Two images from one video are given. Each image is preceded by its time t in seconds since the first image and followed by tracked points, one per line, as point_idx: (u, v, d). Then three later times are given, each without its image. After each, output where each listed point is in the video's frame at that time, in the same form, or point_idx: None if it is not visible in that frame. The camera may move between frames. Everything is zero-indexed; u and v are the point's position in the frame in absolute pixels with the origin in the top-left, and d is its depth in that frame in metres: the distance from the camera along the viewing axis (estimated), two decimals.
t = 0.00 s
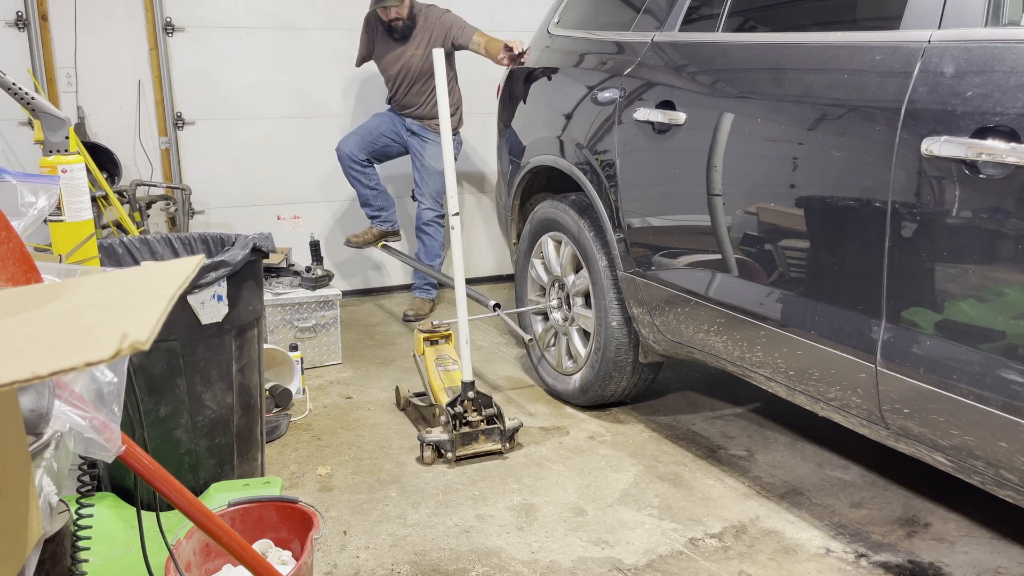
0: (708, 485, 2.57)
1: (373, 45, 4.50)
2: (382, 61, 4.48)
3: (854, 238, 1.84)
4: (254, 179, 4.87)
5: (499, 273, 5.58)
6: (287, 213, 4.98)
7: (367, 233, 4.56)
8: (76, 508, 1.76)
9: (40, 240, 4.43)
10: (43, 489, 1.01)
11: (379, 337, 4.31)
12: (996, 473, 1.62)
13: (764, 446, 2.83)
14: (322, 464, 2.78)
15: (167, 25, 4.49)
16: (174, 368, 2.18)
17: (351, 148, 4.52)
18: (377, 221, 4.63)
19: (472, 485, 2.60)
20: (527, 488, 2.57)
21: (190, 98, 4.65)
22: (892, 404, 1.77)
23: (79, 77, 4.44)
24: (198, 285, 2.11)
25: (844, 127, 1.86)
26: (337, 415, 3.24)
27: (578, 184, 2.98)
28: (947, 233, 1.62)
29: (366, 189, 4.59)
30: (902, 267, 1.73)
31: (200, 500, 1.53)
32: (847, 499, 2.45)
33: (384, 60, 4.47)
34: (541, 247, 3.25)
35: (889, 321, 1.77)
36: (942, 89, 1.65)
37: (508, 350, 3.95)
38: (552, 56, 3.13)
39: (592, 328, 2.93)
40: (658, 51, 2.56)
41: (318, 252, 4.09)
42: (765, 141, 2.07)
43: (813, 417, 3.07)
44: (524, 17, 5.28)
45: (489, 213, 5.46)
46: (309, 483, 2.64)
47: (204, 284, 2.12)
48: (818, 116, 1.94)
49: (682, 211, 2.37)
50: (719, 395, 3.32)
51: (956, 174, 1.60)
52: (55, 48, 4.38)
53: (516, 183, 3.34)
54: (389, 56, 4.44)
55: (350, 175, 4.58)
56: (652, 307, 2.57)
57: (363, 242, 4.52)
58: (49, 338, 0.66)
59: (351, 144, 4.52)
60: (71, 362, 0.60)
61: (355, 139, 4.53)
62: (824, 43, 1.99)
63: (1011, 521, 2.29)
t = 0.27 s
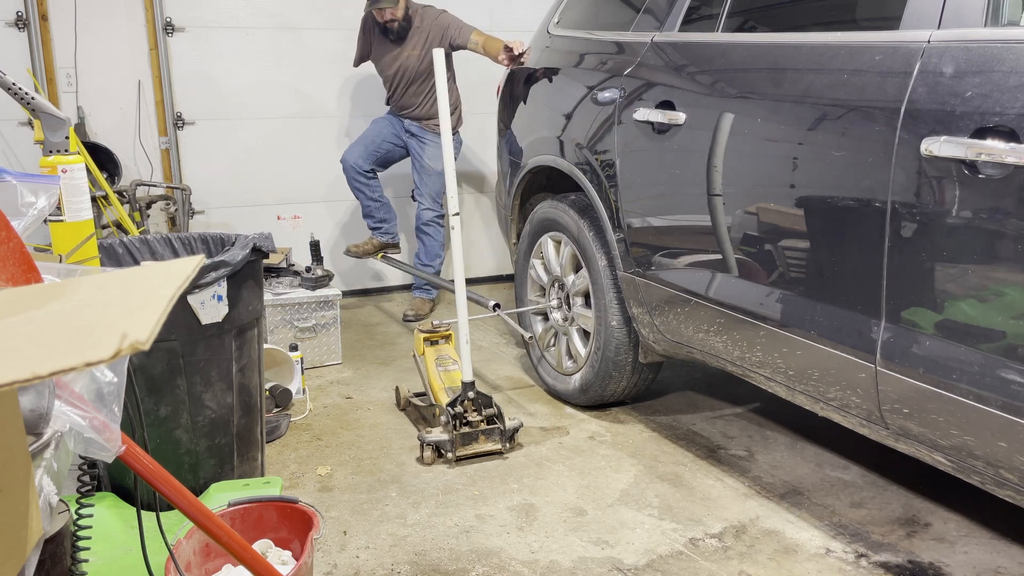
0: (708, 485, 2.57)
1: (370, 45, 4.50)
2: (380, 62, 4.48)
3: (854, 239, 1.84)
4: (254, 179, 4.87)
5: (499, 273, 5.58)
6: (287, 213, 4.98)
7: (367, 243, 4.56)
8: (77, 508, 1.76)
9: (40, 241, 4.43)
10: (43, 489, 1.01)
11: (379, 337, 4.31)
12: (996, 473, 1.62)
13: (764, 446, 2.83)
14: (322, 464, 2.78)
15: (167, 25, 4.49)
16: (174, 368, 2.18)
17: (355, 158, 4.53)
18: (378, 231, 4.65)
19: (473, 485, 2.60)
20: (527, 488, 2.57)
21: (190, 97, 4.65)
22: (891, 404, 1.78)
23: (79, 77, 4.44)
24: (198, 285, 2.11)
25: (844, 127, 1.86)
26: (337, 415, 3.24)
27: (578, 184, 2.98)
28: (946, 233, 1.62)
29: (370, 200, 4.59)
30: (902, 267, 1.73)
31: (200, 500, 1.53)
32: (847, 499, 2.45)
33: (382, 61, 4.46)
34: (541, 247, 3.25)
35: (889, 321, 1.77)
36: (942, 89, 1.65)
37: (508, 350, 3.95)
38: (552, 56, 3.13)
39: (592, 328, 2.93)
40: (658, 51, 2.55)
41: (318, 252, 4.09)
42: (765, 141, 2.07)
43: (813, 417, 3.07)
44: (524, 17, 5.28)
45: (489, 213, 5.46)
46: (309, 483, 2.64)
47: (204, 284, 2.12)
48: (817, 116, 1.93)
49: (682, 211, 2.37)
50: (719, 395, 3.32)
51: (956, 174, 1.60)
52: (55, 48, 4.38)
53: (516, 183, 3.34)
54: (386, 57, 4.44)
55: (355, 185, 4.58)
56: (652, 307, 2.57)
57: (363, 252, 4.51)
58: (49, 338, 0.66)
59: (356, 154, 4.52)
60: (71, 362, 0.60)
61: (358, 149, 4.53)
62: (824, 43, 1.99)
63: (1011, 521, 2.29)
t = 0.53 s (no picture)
0: (708, 485, 2.57)
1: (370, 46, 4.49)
2: (379, 63, 4.48)
3: (854, 238, 1.84)
4: (254, 179, 4.87)
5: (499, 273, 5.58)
6: (287, 213, 4.98)
7: (366, 249, 4.57)
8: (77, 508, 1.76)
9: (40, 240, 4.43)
10: (43, 489, 1.01)
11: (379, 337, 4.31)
12: (995, 473, 1.62)
13: (764, 446, 2.83)
14: (322, 464, 2.78)
15: (167, 25, 4.49)
16: (174, 369, 2.18)
17: (355, 162, 4.53)
18: (377, 236, 4.64)
19: (473, 485, 2.60)
20: (527, 488, 2.57)
21: (189, 97, 4.65)
22: (891, 404, 1.78)
23: (79, 77, 4.44)
24: (198, 285, 2.11)
25: (844, 127, 1.86)
26: (337, 415, 3.23)
27: (578, 184, 2.98)
28: (946, 233, 1.62)
29: (370, 206, 4.59)
30: (901, 267, 1.73)
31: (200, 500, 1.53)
32: (847, 499, 2.45)
33: (381, 61, 4.46)
34: (541, 247, 3.25)
35: (889, 321, 1.77)
36: (941, 89, 1.65)
37: (508, 350, 3.95)
38: (552, 56, 3.13)
39: (592, 328, 2.93)
40: (658, 51, 2.55)
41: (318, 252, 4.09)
42: (765, 141, 2.07)
43: (813, 417, 3.07)
44: (524, 17, 5.28)
45: (489, 213, 5.46)
46: (309, 483, 2.64)
47: (204, 284, 2.12)
48: (818, 116, 1.93)
49: (682, 211, 2.37)
50: (719, 395, 3.32)
51: (956, 174, 1.60)
52: (55, 48, 4.38)
53: (516, 183, 3.34)
54: (386, 58, 4.44)
55: (355, 190, 4.58)
56: (652, 306, 2.57)
57: (362, 256, 4.52)
58: (49, 338, 0.66)
59: (356, 159, 4.53)
60: (71, 362, 0.60)
61: (358, 153, 4.54)
62: (823, 43, 1.99)
63: (1011, 521, 2.29)
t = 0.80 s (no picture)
0: (708, 485, 2.57)
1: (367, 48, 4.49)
2: (377, 65, 4.47)
3: (854, 238, 1.84)
4: (254, 179, 4.87)
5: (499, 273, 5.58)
6: (287, 213, 4.98)
7: (366, 255, 4.58)
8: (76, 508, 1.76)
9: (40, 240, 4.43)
10: (43, 489, 1.01)
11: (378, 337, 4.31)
12: (995, 473, 1.62)
13: (764, 446, 2.83)
14: (322, 464, 2.78)
15: (167, 25, 4.49)
16: (174, 368, 2.18)
17: (355, 168, 4.52)
18: (378, 242, 4.67)
19: (473, 485, 2.60)
20: (527, 488, 2.57)
21: (189, 97, 4.65)
22: (891, 404, 1.78)
23: (79, 77, 4.44)
24: (198, 285, 2.11)
25: (844, 127, 1.86)
26: (337, 415, 3.23)
27: (578, 184, 2.98)
28: (946, 233, 1.62)
29: (371, 212, 4.59)
30: (901, 267, 1.73)
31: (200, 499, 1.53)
32: (847, 499, 2.45)
33: (379, 64, 4.46)
34: (541, 247, 3.25)
35: (889, 321, 1.77)
36: (941, 89, 1.65)
37: (508, 350, 3.95)
38: (552, 56, 3.13)
39: (592, 328, 2.93)
40: (658, 51, 2.55)
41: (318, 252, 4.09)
42: (765, 141, 2.07)
43: (813, 417, 3.07)
44: (524, 17, 5.28)
45: (489, 213, 5.46)
46: (309, 483, 2.64)
47: (204, 284, 2.12)
48: (818, 116, 1.93)
49: (682, 211, 2.37)
50: (719, 395, 3.32)
51: (956, 174, 1.60)
52: (55, 48, 4.38)
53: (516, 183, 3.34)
54: (384, 60, 4.43)
55: (355, 196, 4.58)
56: (652, 306, 2.57)
57: (362, 263, 4.53)
58: (49, 338, 0.66)
59: (357, 164, 4.52)
60: (71, 362, 0.60)
61: (358, 159, 4.53)
62: (823, 43, 1.99)
63: (1011, 521, 2.29)
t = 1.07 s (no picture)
0: (708, 485, 2.57)
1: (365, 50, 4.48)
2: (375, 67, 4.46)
3: (853, 239, 1.84)
4: (254, 180, 4.87)
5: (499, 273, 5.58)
6: (287, 213, 4.98)
7: (366, 260, 4.59)
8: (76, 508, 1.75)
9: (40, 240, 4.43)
10: (43, 489, 1.01)
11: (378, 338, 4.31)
12: (995, 473, 1.62)
13: (764, 446, 2.83)
14: (322, 464, 2.78)
15: (167, 25, 4.49)
16: (174, 369, 2.18)
17: (356, 173, 4.53)
18: (378, 247, 4.67)
19: (473, 485, 2.60)
20: (527, 488, 2.57)
21: (189, 97, 4.65)
22: (891, 404, 1.78)
23: (79, 77, 4.45)
24: (198, 285, 2.11)
25: (844, 127, 1.86)
26: (337, 415, 3.24)
27: (578, 184, 2.98)
28: (946, 233, 1.62)
29: (371, 216, 4.60)
30: (901, 267, 1.73)
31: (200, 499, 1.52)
32: (847, 499, 2.45)
33: (377, 66, 4.45)
34: (541, 247, 3.25)
35: (889, 321, 1.77)
36: (941, 89, 1.65)
37: (508, 350, 3.94)
38: (552, 56, 3.13)
39: (592, 327, 2.93)
40: (658, 51, 2.55)
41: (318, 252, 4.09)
42: (765, 141, 2.07)
43: (813, 417, 3.07)
44: (524, 17, 5.28)
45: (489, 213, 5.46)
46: (309, 483, 2.64)
47: (204, 284, 2.12)
48: (817, 116, 1.93)
49: (683, 211, 2.37)
50: (719, 395, 3.32)
51: (955, 174, 1.60)
52: (55, 48, 4.38)
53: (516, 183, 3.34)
54: (382, 62, 4.43)
55: (356, 201, 4.58)
56: (652, 306, 2.57)
57: (361, 268, 4.51)
58: (49, 338, 0.66)
59: (357, 169, 4.53)
60: (71, 362, 0.60)
61: (359, 163, 4.54)
62: (823, 43, 1.99)
63: (1011, 521, 2.29)
